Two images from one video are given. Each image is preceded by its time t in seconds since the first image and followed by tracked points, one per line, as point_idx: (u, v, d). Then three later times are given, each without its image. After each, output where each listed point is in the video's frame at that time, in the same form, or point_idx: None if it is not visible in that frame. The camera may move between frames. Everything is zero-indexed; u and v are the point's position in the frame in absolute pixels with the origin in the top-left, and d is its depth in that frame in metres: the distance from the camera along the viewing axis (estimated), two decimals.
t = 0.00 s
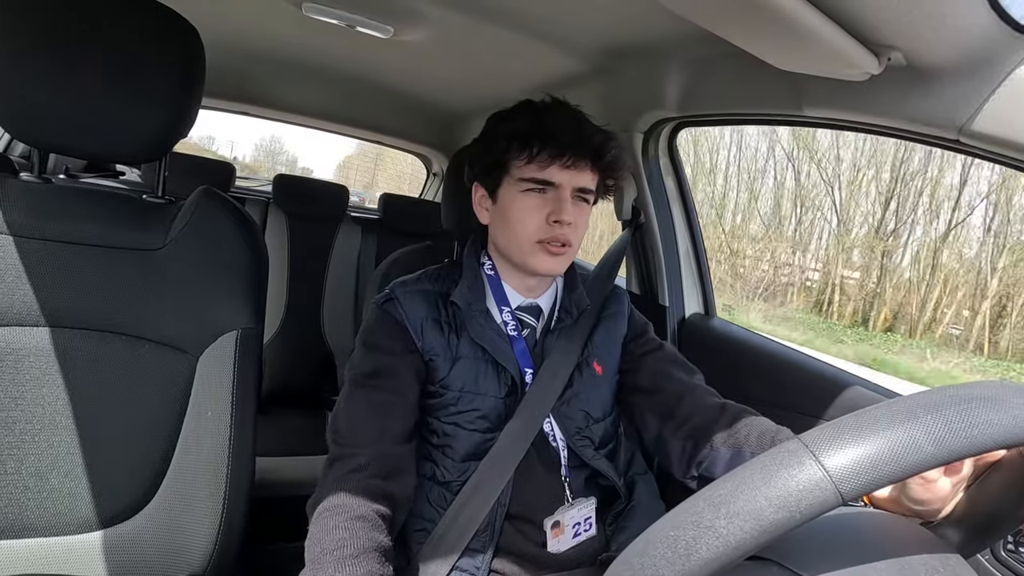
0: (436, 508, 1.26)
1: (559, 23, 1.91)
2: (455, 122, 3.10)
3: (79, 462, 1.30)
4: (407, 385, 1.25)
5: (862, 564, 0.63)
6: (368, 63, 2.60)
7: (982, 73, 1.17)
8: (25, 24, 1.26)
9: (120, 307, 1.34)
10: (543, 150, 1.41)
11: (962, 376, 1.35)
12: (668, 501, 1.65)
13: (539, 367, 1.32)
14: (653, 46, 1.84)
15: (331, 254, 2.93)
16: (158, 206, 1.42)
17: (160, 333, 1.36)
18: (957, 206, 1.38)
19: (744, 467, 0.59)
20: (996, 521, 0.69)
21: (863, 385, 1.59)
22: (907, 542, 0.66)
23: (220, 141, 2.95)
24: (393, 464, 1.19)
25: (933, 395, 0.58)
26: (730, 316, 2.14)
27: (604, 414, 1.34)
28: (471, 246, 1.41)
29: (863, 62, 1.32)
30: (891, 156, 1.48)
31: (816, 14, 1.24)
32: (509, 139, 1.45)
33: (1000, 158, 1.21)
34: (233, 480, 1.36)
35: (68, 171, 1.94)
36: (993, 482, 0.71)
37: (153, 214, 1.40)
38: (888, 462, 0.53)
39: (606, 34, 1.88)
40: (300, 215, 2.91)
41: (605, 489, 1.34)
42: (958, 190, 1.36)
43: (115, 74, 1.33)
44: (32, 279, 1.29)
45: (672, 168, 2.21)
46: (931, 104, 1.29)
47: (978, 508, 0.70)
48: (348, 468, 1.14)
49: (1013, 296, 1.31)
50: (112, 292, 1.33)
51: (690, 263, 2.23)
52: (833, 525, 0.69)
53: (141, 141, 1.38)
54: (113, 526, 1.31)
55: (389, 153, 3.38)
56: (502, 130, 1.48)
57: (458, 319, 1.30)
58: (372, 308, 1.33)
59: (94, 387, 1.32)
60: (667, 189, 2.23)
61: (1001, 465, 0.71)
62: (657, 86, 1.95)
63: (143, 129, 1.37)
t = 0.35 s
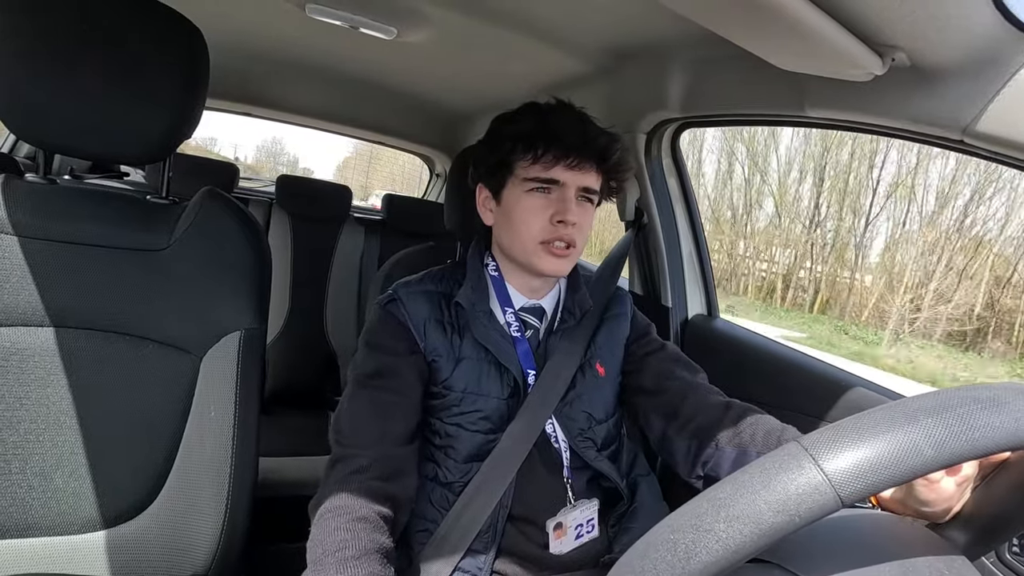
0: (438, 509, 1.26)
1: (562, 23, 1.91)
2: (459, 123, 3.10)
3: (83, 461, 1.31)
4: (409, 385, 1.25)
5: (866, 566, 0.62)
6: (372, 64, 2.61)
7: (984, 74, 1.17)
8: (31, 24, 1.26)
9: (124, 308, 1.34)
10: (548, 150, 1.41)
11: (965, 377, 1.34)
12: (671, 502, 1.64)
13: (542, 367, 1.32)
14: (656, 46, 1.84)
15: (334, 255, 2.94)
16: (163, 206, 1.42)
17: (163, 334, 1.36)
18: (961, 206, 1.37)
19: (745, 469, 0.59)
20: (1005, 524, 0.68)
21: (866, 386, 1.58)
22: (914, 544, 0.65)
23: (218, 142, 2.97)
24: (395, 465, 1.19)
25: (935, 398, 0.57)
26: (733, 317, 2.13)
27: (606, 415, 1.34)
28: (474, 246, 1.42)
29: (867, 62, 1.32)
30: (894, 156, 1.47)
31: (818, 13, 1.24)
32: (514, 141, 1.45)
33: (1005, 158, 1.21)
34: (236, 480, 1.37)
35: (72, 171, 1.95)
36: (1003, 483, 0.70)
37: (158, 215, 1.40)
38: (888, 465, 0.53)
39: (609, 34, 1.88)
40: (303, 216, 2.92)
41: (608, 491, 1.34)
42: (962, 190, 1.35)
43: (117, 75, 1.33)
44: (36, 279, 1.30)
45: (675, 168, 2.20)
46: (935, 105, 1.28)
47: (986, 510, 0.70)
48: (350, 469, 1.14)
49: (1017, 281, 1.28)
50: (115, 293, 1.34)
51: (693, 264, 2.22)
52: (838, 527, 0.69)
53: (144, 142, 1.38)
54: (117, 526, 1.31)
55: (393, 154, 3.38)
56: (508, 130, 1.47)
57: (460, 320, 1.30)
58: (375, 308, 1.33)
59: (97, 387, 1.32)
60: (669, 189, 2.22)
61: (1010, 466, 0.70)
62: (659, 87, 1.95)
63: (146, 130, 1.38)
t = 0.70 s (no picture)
0: (441, 508, 1.26)
1: (565, 24, 1.91)
2: (462, 123, 3.10)
3: (86, 459, 1.31)
4: (411, 384, 1.25)
5: (867, 569, 0.62)
6: (376, 64, 2.61)
7: (988, 76, 1.16)
8: (36, 24, 1.27)
9: (128, 307, 1.35)
10: (547, 150, 1.41)
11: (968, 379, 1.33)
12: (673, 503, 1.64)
13: (545, 367, 1.32)
14: (660, 47, 1.83)
15: (337, 255, 2.94)
16: (167, 206, 1.43)
17: (167, 333, 1.37)
18: (963, 207, 1.37)
19: (748, 471, 0.59)
20: (1008, 527, 0.68)
21: (869, 388, 1.57)
22: (917, 545, 0.65)
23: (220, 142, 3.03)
24: (397, 464, 1.19)
25: (939, 400, 0.57)
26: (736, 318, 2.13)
27: (610, 416, 1.34)
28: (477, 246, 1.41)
29: (871, 63, 1.32)
30: (898, 157, 1.47)
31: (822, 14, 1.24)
32: (514, 141, 1.45)
33: (1010, 159, 1.20)
34: (239, 480, 1.37)
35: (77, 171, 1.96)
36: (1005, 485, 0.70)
37: (162, 214, 1.41)
38: (892, 467, 0.53)
39: (613, 35, 1.88)
40: (307, 216, 2.93)
41: (611, 492, 1.34)
42: (964, 191, 1.35)
43: (122, 75, 1.33)
44: (41, 278, 1.30)
45: (678, 169, 2.20)
46: (939, 106, 1.28)
47: (988, 513, 0.69)
48: (351, 468, 1.14)
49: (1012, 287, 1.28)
50: (119, 292, 1.34)
51: (696, 265, 2.22)
52: (842, 528, 0.68)
53: (149, 141, 1.39)
54: (120, 524, 1.32)
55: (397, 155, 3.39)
56: (509, 131, 1.47)
57: (463, 318, 1.30)
58: (378, 307, 1.33)
59: (101, 386, 1.33)
60: (672, 190, 2.22)
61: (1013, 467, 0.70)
62: (663, 87, 1.94)
63: (151, 130, 1.38)
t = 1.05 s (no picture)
0: (444, 508, 1.26)
1: (569, 23, 1.91)
2: (465, 123, 3.10)
3: (91, 458, 1.32)
4: (414, 384, 1.25)
5: (870, 570, 0.61)
6: (380, 64, 2.61)
7: (992, 76, 1.16)
8: (40, 25, 1.28)
9: (132, 306, 1.35)
10: (546, 148, 1.42)
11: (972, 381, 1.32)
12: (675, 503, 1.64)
13: (549, 367, 1.32)
14: (663, 47, 1.83)
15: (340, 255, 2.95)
16: (170, 205, 1.43)
17: (171, 332, 1.37)
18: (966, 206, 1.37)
19: (750, 471, 0.59)
20: (1012, 530, 0.68)
21: (873, 389, 1.56)
22: (921, 545, 0.65)
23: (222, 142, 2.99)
24: (400, 464, 1.19)
25: (943, 401, 0.57)
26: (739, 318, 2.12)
27: (614, 416, 1.33)
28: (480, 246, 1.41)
29: (875, 62, 1.31)
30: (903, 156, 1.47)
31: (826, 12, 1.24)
32: (511, 141, 1.46)
33: (1015, 159, 1.20)
34: (242, 479, 1.37)
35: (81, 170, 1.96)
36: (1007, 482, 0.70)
37: (166, 214, 1.41)
38: (894, 468, 0.53)
39: (616, 34, 1.88)
40: (309, 216, 2.93)
41: (614, 493, 1.34)
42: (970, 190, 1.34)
43: (125, 75, 1.34)
44: (46, 278, 1.31)
45: (682, 168, 2.20)
46: (945, 106, 1.27)
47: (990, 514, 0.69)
48: (354, 468, 1.14)
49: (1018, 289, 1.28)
50: (123, 291, 1.35)
51: (699, 265, 2.21)
52: (846, 528, 0.68)
53: (152, 141, 1.39)
54: (124, 523, 1.32)
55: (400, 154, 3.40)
56: (507, 131, 1.48)
57: (466, 319, 1.30)
58: (381, 308, 1.33)
59: (106, 385, 1.33)
60: (676, 190, 2.21)
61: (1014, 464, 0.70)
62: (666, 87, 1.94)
63: (155, 130, 1.39)
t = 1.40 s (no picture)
0: (447, 510, 1.26)
1: (571, 24, 1.91)
2: (468, 124, 3.11)
3: (96, 460, 1.32)
4: (417, 386, 1.25)
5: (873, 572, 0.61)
6: (384, 66, 2.62)
7: (996, 75, 1.16)
8: (46, 30, 1.29)
9: (136, 308, 1.36)
10: (538, 149, 1.42)
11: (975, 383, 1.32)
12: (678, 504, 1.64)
13: (551, 368, 1.32)
14: (666, 47, 1.83)
15: (344, 256, 2.95)
16: (174, 208, 1.44)
17: (175, 334, 1.37)
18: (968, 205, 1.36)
19: (749, 475, 0.58)
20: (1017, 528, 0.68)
21: (877, 388, 1.55)
22: (927, 547, 0.64)
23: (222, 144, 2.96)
24: (404, 466, 1.19)
25: (942, 403, 0.56)
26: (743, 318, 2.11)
27: (617, 416, 1.33)
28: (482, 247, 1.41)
29: (878, 61, 1.31)
30: (907, 157, 1.46)
31: (830, 13, 1.23)
32: (505, 141, 1.46)
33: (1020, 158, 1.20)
34: (246, 480, 1.37)
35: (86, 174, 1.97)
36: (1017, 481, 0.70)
37: (170, 217, 1.42)
38: (894, 472, 0.53)
39: (619, 34, 1.88)
40: (312, 217, 2.94)
41: (618, 493, 1.33)
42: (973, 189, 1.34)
43: (129, 79, 1.35)
44: (51, 281, 1.31)
45: (684, 169, 2.19)
46: (949, 106, 1.27)
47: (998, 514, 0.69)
48: (358, 470, 1.14)
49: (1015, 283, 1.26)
50: (128, 294, 1.35)
51: (703, 266, 2.20)
52: (850, 530, 0.68)
53: (156, 145, 1.40)
54: (129, 525, 1.33)
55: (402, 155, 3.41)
56: (500, 133, 1.48)
57: (468, 320, 1.30)
58: (384, 310, 1.34)
59: (111, 388, 1.34)
60: (678, 191, 2.20)
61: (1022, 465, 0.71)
62: (669, 87, 1.94)
63: (159, 134, 1.40)
